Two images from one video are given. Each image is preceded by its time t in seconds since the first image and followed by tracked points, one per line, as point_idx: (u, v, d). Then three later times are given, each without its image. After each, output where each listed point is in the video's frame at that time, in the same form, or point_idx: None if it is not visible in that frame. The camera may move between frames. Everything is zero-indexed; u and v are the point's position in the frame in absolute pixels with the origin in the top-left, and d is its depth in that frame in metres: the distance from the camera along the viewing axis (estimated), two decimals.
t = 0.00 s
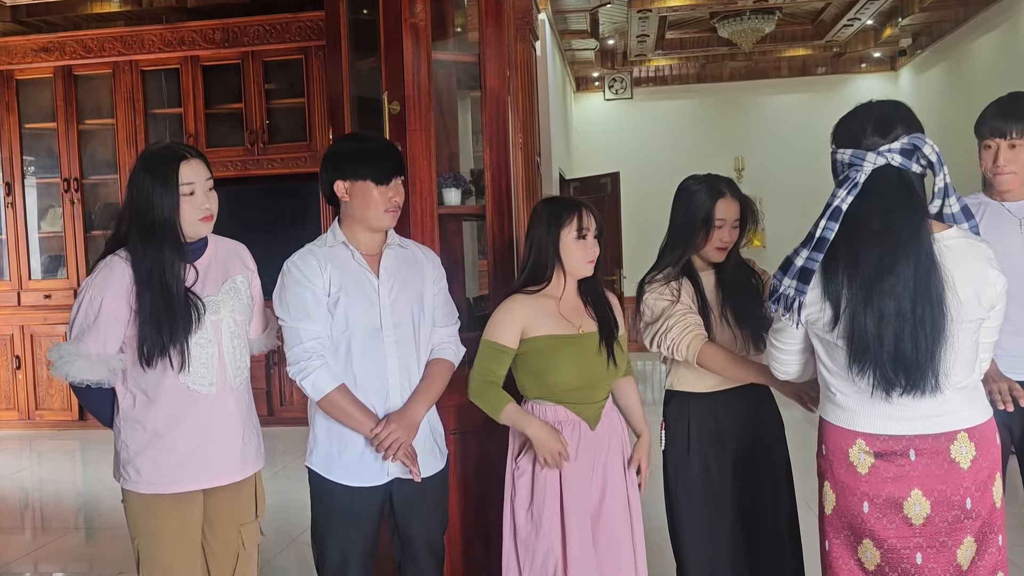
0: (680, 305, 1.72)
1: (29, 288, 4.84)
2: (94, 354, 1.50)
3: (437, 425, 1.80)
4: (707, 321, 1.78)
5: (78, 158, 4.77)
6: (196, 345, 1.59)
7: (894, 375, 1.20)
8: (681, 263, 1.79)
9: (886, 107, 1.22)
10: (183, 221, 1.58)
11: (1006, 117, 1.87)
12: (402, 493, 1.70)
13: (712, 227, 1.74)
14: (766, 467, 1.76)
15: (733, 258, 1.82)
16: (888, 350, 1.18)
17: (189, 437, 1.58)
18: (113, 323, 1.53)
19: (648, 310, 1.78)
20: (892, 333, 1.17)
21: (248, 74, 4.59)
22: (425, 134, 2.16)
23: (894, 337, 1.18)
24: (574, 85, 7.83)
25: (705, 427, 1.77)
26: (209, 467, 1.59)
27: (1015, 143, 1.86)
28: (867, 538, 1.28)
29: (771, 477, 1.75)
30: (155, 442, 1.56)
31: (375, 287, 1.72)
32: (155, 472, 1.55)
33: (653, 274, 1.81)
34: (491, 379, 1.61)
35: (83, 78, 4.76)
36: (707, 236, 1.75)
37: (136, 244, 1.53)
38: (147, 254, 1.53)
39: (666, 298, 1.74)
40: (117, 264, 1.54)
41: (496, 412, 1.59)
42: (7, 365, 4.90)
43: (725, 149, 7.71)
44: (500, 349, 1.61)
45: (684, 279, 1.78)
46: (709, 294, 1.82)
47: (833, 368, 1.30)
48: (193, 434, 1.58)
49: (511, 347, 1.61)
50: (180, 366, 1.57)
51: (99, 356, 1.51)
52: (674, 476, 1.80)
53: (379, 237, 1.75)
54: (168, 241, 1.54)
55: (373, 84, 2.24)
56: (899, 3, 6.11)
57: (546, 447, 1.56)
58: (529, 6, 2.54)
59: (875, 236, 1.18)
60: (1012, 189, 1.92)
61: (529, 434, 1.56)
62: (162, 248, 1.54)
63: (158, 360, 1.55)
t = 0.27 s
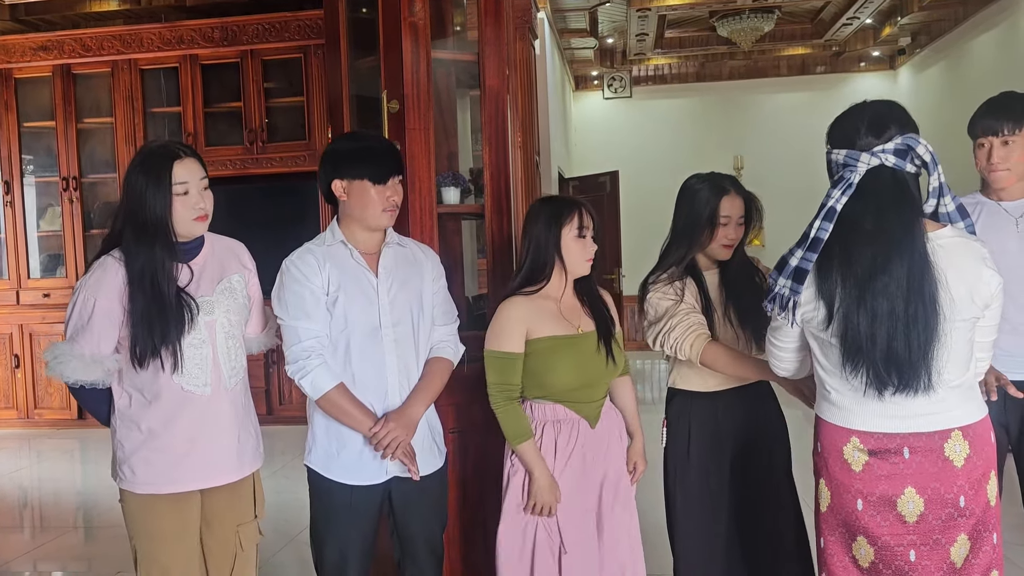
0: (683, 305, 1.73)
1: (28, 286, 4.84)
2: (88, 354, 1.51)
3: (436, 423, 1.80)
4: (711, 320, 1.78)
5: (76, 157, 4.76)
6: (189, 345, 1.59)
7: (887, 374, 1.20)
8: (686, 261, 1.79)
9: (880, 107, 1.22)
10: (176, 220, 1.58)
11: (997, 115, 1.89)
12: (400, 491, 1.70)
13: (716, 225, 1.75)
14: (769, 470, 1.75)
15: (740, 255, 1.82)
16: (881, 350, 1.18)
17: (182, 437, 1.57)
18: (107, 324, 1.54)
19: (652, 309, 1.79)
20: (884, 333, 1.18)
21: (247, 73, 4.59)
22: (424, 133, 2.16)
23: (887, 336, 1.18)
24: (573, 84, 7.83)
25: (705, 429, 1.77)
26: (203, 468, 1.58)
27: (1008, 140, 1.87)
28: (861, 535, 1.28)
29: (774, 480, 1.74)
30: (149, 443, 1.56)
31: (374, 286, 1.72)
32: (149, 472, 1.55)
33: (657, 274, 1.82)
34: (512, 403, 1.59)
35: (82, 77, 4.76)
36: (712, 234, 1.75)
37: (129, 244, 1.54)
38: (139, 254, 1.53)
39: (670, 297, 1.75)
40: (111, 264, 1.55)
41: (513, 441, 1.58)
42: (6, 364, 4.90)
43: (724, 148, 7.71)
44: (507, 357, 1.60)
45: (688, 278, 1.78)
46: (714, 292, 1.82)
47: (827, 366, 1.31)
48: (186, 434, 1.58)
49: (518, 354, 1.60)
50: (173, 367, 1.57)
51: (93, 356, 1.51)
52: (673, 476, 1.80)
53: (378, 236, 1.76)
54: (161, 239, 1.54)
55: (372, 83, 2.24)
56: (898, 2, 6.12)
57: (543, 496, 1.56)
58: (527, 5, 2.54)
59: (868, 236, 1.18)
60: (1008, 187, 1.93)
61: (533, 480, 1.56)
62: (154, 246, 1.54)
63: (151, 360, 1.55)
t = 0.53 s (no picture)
0: (701, 303, 1.74)
1: (26, 286, 4.83)
2: (83, 355, 1.51)
3: (434, 423, 1.80)
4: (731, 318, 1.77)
5: (75, 156, 4.76)
6: (184, 346, 1.59)
7: (883, 374, 1.20)
8: (706, 259, 1.79)
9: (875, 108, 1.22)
10: (171, 220, 1.58)
11: (986, 116, 1.87)
12: (399, 491, 1.70)
13: (736, 223, 1.76)
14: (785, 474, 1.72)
15: (762, 254, 1.82)
16: (876, 350, 1.19)
17: (177, 439, 1.57)
18: (102, 324, 1.54)
19: (672, 308, 1.80)
20: (880, 333, 1.18)
21: (246, 72, 4.59)
22: (422, 132, 2.16)
23: (883, 336, 1.18)
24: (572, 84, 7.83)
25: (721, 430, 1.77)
26: (198, 468, 1.58)
27: (997, 141, 1.86)
28: (858, 533, 1.28)
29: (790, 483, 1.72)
30: (144, 444, 1.56)
31: (371, 286, 1.72)
32: (144, 473, 1.55)
33: (678, 273, 1.82)
34: (502, 401, 1.60)
35: (81, 77, 4.76)
36: (731, 232, 1.77)
37: (124, 244, 1.54)
38: (134, 254, 1.53)
39: (688, 296, 1.76)
40: (106, 265, 1.55)
41: (499, 438, 1.59)
42: (5, 364, 4.89)
43: (723, 148, 7.71)
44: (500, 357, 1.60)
45: (709, 277, 1.78)
46: (737, 292, 1.81)
47: (824, 366, 1.31)
48: (181, 436, 1.58)
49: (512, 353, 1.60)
50: (168, 368, 1.57)
51: (89, 357, 1.52)
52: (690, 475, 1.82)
53: (376, 235, 1.75)
54: (155, 239, 1.54)
55: (370, 82, 2.24)
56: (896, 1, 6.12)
57: (524, 494, 1.56)
58: (526, 4, 2.54)
59: (862, 238, 1.18)
60: (1004, 187, 1.93)
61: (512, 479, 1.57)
62: (148, 245, 1.54)
63: (146, 361, 1.55)
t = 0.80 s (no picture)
0: (723, 299, 1.73)
1: (24, 285, 4.83)
2: (79, 355, 1.51)
3: (433, 423, 1.80)
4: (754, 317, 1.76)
5: (74, 155, 4.76)
6: (180, 346, 1.59)
7: (876, 373, 1.20)
8: (730, 256, 1.79)
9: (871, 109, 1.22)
10: (167, 219, 1.58)
11: (981, 117, 1.86)
12: (397, 491, 1.70)
13: (760, 222, 1.79)
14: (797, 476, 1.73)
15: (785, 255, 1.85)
16: (869, 350, 1.19)
17: (173, 438, 1.57)
18: (98, 324, 1.54)
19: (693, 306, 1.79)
20: (872, 333, 1.19)
21: (245, 71, 4.58)
22: (421, 132, 2.15)
23: (875, 336, 1.19)
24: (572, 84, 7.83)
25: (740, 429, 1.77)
26: (195, 469, 1.58)
27: (991, 145, 1.86)
28: (852, 531, 1.28)
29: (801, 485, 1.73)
30: (141, 444, 1.56)
31: (368, 286, 1.71)
32: (140, 473, 1.55)
33: (700, 272, 1.82)
34: (494, 403, 1.60)
35: (79, 76, 4.75)
36: (755, 231, 1.79)
37: (120, 244, 1.54)
38: (129, 253, 1.54)
39: (710, 293, 1.75)
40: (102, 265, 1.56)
41: (490, 439, 1.60)
42: (3, 363, 4.89)
43: (722, 147, 7.71)
44: (490, 357, 1.60)
45: (733, 275, 1.78)
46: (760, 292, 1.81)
47: (819, 366, 1.32)
48: (177, 436, 1.58)
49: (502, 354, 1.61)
50: (164, 368, 1.57)
51: (86, 357, 1.52)
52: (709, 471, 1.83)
53: (374, 235, 1.75)
54: (151, 239, 1.55)
55: (369, 82, 2.24)
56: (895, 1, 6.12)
57: (515, 498, 1.57)
58: (525, 3, 2.54)
59: (855, 240, 1.19)
60: (1002, 187, 1.93)
61: (502, 481, 1.58)
62: (144, 244, 1.54)
63: (142, 360, 1.55)
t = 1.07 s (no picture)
0: (741, 300, 1.75)
1: (23, 285, 4.83)
2: (77, 355, 1.51)
3: (432, 423, 1.80)
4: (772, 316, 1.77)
5: (72, 155, 4.76)
6: (178, 345, 1.59)
7: (869, 372, 1.21)
8: (746, 258, 1.79)
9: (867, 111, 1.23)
10: (165, 219, 1.58)
11: (983, 117, 1.85)
12: (396, 492, 1.70)
13: (778, 222, 1.78)
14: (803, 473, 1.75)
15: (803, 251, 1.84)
16: (861, 348, 1.20)
17: (171, 438, 1.57)
18: (97, 324, 1.54)
19: (712, 305, 1.82)
20: (865, 332, 1.20)
21: (243, 71, 4.58)
22: (419, 132, 2.15)
23: (868, 335, 1.20)
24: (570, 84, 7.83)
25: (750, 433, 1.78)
26: (193, 469, 1.58)
27: (993, 147, 1.86)
28: (849, 528, 1.29)
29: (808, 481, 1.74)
30: (140, 444, 1.56)
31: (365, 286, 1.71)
32: (139, 473, 1.55)
33: (718, 271, 1.84)
34: (477, 401, 1.62)
35: (78, 76, 4.75)
36: (773, 231, 1.78)
37: (118, 244, 1.54)
38: (127, 253, 1.54)
39: (728, 292, 1.78)
40: (101, 265, 1.55)
41: (472, 438, 1.61)
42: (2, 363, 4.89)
43: (720, 147, 7.70)
44: (476, 356, 1.62)
45: (751, 275, 1.78)
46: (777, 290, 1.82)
47: (816, 364, 1.33)
48: (175, 436, 1.58)
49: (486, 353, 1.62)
50: (163, 368, 1.57)
51: (84, 357, 1.51)
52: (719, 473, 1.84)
53: (372, 235, 1.76)
54: (149, 238, 1.55)
55: (367, 82, 2.24)
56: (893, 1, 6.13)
57: (495, 497, 1.58)
58: (523, 3, 2.54)
59: (848, 240, 1.20)
60: (1002, 188, 1.93)
61: (482, 479, 1.59)
62: (142, 244, 1.54)
63: (139, 360, 1.55)
